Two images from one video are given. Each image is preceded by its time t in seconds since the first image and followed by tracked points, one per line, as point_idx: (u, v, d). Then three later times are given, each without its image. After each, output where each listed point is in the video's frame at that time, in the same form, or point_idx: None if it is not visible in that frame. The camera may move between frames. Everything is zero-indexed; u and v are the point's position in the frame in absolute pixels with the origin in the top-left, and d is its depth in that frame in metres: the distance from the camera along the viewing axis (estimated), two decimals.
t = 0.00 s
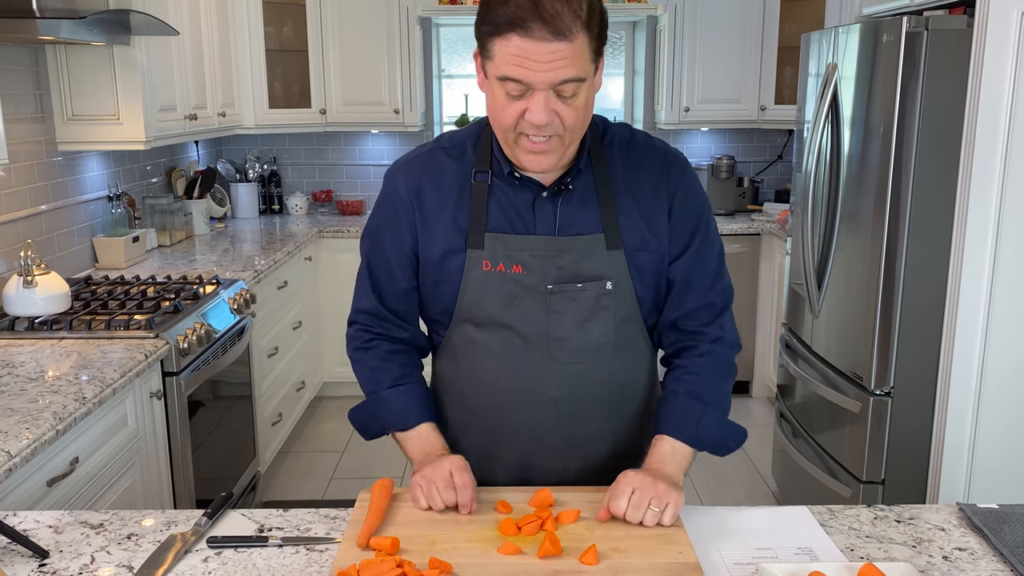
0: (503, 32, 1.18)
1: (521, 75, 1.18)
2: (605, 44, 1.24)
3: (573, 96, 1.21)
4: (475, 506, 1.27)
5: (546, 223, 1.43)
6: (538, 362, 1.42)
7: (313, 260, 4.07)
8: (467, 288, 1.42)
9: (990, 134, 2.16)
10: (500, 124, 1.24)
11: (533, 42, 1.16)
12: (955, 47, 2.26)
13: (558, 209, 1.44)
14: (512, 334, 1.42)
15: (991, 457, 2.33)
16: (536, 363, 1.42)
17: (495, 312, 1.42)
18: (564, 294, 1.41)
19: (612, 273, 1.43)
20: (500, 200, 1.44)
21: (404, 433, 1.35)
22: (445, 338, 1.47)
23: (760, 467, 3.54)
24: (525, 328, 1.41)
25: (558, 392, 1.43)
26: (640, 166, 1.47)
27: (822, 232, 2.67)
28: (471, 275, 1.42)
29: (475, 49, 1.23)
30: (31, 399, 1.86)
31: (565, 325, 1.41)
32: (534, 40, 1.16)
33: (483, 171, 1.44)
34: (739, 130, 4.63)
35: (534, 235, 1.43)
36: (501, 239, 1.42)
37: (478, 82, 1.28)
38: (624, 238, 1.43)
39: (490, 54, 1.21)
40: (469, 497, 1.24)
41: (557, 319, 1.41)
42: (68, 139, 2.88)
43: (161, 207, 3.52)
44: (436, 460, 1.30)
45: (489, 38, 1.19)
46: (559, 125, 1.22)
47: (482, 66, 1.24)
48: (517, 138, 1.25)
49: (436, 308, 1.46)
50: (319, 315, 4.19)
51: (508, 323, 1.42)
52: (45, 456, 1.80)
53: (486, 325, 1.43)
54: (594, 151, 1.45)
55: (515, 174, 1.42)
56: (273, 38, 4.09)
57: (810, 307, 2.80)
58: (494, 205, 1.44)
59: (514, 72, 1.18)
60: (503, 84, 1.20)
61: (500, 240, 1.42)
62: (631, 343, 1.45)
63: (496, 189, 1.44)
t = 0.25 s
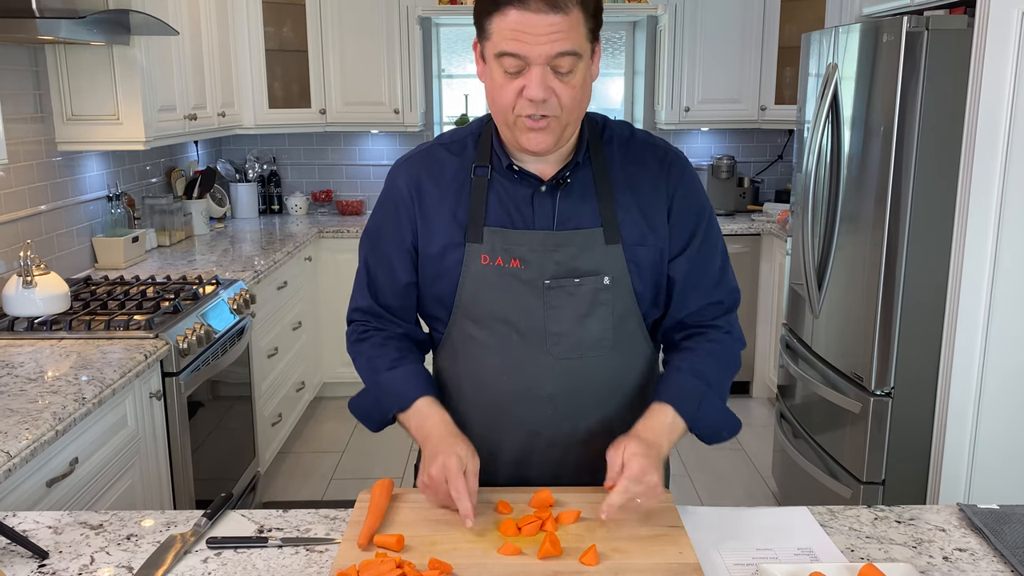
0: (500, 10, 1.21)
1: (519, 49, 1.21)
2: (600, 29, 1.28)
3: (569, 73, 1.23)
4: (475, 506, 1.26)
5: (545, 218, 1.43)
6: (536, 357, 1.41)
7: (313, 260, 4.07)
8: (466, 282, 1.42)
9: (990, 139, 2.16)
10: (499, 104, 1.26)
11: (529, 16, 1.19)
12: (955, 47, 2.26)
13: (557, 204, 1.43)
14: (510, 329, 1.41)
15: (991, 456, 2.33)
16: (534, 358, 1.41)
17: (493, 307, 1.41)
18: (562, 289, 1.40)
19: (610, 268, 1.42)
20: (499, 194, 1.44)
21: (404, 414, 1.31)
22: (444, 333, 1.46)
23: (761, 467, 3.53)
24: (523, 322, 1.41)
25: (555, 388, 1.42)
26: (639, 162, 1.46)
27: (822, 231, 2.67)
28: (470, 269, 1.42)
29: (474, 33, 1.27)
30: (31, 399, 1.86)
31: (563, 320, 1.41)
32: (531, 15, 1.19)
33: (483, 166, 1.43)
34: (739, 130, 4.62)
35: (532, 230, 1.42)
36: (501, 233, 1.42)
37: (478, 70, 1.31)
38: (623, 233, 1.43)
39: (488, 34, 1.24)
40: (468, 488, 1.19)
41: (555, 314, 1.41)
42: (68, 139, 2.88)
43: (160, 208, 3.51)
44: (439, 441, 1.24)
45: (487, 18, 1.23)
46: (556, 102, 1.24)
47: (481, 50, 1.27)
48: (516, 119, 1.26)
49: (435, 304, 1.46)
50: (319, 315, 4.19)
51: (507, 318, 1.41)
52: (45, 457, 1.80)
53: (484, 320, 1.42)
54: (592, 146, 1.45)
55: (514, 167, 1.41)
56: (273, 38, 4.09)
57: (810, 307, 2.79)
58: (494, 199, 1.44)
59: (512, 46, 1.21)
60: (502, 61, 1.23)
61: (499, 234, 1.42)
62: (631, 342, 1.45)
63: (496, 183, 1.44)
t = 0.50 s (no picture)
0: None
1: (519, 36, 1.23)
2: (599, 22, 1.30)
3: (569, 60, 1.24)
4: (475, 507, 1.26)
5: (546, 214, 1.43)
6: (536, 352, 1.41)
7: (313, 260, 4.07)
8: (468, 277, 1.42)
9: (990, 145, 2.16)
10: (500, 94, 1.27)
11: (530, 1, 1.21)
12: (956, 47, 2.25)
13: (559, 199, 1.43)
14: (510, 325, 1.41)
15: (991, 457, 2.32)
16: (535, 353, 1.41)
17: (495, 303, 1.41)
18: (563, 285, 1.41)
19: (610, 265, 1.42)
20: (502, 190, 1.43)
21: (438, 394, 1.27)
22: (447, 331, 1.45)
23: (761, 468, 3.53)
24: (524, 317, 1.41)
25: (555, 387, 1.42)
26: (639, 159, 1.46)
27: (822, 231, 2.67)
28: (473, 264, 1.42)
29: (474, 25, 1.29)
30: (31, 399, 1.85)
31: (563, 316, 1.41)
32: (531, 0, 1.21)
33: (486, 162, 1.43)
34: (740, 130, 4.62)
35: (534, 226, 1.42)
36: (503, 229, 1.42)
37: (480, 66, 1.33)
38: (622, 228, 1.43)
39: (489, 24, 1.26)
40: (532, 457, 1.18)
41: (556, 310, 1.41)
42: (68, 139, 2.88)
43: (160, 208, 3.51)
44: (490, 413, 1.20)
45: (488, 7, 1.25)
46: (557, 89, 1.25)
47: (481, 42, 1.29)
48: (516, 108, 1.27)
49: (437, 300, 1.45)
50: (319, 315, 4.18)
51: (507, 314, 1.41)
52: (45, 458, 1.80)
53: (484, 317, 1.42)
54: (592, 142, 1.44)
55: (516, 162, 1.41)
56: (273, 38, 4.09)
57: (811, 307, 2.79)
58: (497, 194, 1.43)
59: (513, 32, 1.23)
60: (503, 49, 1.24)
61: (501, 230, 1.42)
62: (631, 341, 1.45)
63: (498, 180, 1.43)
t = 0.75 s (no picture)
0: None
1: (520, 18, 1.27)
2: (600, 18, 1.34)
3: (570, 44, 1.28)
4: (475, 507, 1.26)
5: (547, 214, 1.43)
6: (536, 353, 1.41)
7: (312, 260, 4.07)
8: (468, 278, 1.41)
9: (990, 149, 2.16)
10: (502, 80, 1.29)
11: None
12: (956, 47, 2.25)
13: (559, 200, 1.43)
14: (510, 325, 1.41)
15: (991, 459, 2.32)
16: (534, 354, 1.41)
17: (495, 303, 1.41)
18: (563, 285, 1.40)
19: (611, 265, 1.42)
20: (502, 190, 1.43)
21: (420, 393, 1.25)
22: (445, 331, 1.45)
23: (761, 468, 3.53)
24: (524, 318, 1.40)
25: (555, 386, 1.42)
26: (640, 159, 1.46)
27: (823, 231, 2.67)
28: (473, 265, 1.41)
29: (477, 20, 1.34)
30: (30, 400, 1.85)
31: (563, 317, 1.41)
32: None
33: (487, 163, 1.43)
34: (740, 130, 4.62)
35: (534, 226, 1.42)
36: (503, 229, 1.41)
37: (482, 63, 1.37)
38: (623, 229, 1.42)
39: (491, 14, 1.31)
40: (504, 461, 1.13)
41: (557, 311, 1.41)
42: (67, 139, 2.88)
43: (160, 208, 3.51)
44: (470, 412, 1.16)
45: None
46: (558, 70, 1.26)
47: (484, 36, 1.34)
48: (518, 93, 1.28)
49: (436, 300, 1.45)
50: (319, 315, 4.18)
51: (508, 314, 1.41)
52: (44, 458, 1.80)
53: (484, 317, 1.41)
54: (593, 142, 1.44)
55: (516, 162, 1.41)
56: (272, 38, 4.09)
57: (811, 307, 2.79)
58: (497, 194, 1.43)
59: (515, 14, 1.27)
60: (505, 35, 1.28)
61: (500, 230, 1.41)
62: (631, 341, 1.44)
63: (498, 180, 1.43)
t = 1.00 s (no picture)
0: None
1: (521, 20, 1.27)
2: (600, 18, 1.34)
3: (571, 45, 1.27)
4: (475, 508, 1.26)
5: (547, 216, 1.43)
6: (536, 354, 1.41)
7: (312, 260, 4.07)
8: (469, 279, 1.41)
9: (990, 154, 2.16)
10: (502, 82, 1.29)
11: None
12: (957, 48, 2.25)
13: (560, 201, 1.43)
14: (511, 326, 1.41)
15: (992, 460, 2.32)
16: (535, 355, 1.41)
17: (495, 304, 1.41)
18: (564, 287, 1.40)
19: (611, 266, 1.42)
20: (502, 191, 1.43)
21: (413, 392, 1.25)
22: (446, 331, 1.45)
23: (761, 468, 3.53)
24: (525, 320, 1.40)
25: (555, 387, 1.42)
26: (640, 160, 1.46)
27: (823, 231, 2.67)
28: (473, 266, 1.41)
29: (477, 21, 1.34)
30: (30, 400, 1.85)
31: (564, 318, 1.41)
32: None
33: (487, 164, 1.43)
34: (740, 130, 4.62)
35: (535, 227, 1.42)
36: (503, 230, 1.41)
37: (483, 64, 1.37)
38: (623, 230, 1.42)
39: (491, 15, 1.31)
40: (493, 464, 1.13)
41: (557, 312, 1.40)
42: (67, 140, 2.88)
43: (159, 208, 3.51)
44: (459, 413, 1.16)
45: None
46: (558, 73, 1.26)
47: (484, 37, 1.33)
48: (518, 94, 1.28)
49: (437, 300, 1.44)
50: (319, 315, 4.18)
51: (508, 315, 1.40)
52: (43, 459, 1.79)
53: (484, 318, 1.41)
54: (593, 143, 1.44)
55: (517, 163, 1.41)
56: (272, 38, 4.09)
57: (811, 307, 2.79)
58: (497, 196, 1.43)
59: (515, 16, 1.27)
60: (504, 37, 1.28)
61: (501, 231, 1.41)
62: (631, 342, 1.44)
63: (499, 182, 1.43)
